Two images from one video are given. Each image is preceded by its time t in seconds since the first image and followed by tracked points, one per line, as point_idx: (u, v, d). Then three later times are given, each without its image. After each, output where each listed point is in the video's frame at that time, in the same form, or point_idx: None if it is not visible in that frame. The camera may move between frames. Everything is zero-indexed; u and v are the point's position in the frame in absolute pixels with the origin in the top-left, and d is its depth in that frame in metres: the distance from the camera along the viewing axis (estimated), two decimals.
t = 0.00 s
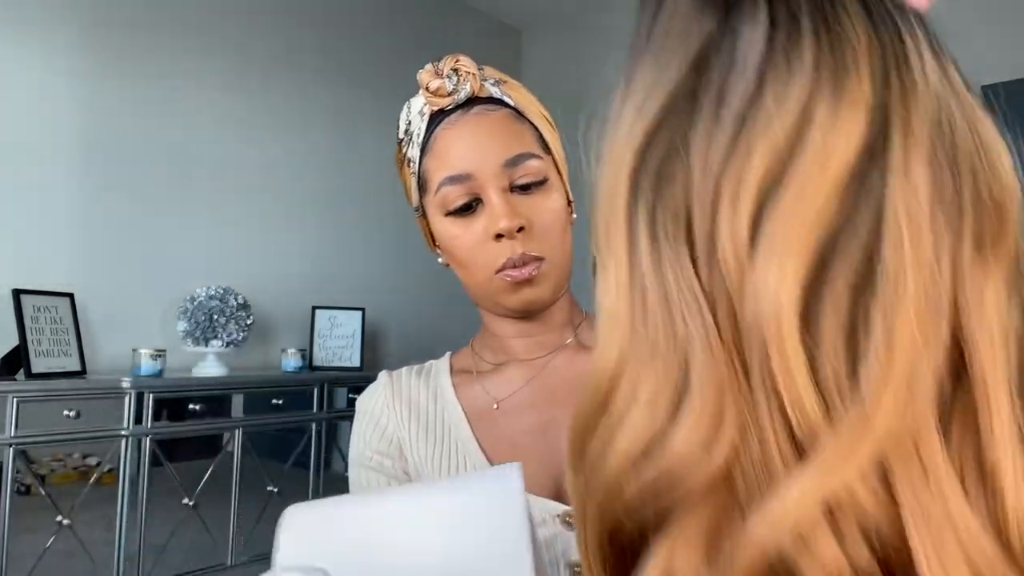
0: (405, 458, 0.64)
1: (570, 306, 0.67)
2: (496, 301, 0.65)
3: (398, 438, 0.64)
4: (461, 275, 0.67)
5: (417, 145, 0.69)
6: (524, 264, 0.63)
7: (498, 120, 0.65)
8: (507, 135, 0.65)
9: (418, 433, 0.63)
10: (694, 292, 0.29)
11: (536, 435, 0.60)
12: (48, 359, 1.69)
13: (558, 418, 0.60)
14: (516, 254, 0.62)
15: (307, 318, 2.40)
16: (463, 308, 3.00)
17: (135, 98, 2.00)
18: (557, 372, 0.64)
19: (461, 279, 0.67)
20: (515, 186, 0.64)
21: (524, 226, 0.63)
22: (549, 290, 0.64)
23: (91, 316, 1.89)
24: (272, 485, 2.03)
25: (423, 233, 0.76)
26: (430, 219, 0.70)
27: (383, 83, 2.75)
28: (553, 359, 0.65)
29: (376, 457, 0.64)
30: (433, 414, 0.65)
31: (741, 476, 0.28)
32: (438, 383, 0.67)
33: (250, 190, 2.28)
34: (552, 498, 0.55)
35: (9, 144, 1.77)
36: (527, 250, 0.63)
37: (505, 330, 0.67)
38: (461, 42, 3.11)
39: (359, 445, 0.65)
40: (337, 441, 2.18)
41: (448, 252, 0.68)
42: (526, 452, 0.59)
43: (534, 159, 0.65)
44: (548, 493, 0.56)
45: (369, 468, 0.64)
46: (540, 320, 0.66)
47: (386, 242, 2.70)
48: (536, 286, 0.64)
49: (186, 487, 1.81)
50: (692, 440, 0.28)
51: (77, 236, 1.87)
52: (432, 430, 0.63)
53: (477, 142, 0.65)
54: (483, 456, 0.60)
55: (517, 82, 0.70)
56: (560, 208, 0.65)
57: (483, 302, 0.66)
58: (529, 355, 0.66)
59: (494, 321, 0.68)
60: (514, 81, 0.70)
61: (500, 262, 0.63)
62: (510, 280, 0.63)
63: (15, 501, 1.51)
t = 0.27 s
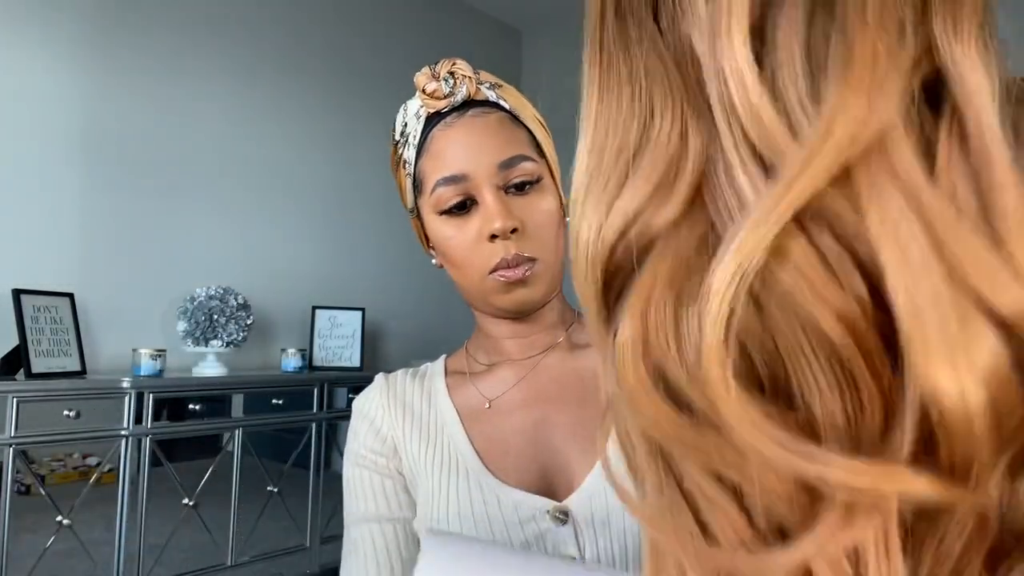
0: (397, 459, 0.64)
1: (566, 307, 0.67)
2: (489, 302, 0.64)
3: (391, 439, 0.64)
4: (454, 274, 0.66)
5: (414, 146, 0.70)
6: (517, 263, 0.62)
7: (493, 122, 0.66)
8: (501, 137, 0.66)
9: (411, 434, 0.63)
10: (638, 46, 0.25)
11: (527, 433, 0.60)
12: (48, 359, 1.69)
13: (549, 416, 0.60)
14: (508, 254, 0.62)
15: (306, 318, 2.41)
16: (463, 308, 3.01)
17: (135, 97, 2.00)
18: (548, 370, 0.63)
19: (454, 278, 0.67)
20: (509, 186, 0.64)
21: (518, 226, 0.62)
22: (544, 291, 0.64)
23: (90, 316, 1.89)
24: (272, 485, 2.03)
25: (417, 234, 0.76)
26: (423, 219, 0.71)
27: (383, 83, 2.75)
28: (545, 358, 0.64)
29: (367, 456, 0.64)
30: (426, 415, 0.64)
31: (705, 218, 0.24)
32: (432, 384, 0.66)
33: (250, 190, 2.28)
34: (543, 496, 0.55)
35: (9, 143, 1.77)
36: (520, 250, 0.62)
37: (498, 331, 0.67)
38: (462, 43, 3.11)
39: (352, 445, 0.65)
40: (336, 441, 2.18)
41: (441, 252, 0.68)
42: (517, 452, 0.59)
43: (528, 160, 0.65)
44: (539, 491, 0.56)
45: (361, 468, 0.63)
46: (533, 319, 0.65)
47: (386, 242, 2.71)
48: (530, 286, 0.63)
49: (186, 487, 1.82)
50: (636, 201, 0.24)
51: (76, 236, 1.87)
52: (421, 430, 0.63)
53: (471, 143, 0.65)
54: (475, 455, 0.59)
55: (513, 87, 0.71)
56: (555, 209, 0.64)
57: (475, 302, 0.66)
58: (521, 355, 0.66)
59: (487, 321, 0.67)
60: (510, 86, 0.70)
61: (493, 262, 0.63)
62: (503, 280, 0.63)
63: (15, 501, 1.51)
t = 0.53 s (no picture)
0: (390, 456, 0.64)
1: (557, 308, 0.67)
2: (482, 301, 0.64)
3: (386, 438, 0.64)
4: (447, 274, 0.66)
5: (407, 146, 0.70)
6: (510, 262, 0.62)
7: (486, 123, 0.66)
8: (495, 137, 0.66)
9: (406, 432, 0.63)
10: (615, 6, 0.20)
11: (518, 433, 0.60)
12: (48, 359, 1.69)
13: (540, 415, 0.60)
14: (501, 253, 0.62)
15: (307, 318, 2.41)
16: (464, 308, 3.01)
17: (134, 98, 2.00)
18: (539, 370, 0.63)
19: (447, 278, 0.67)
20: (503, 186, 0.64)
21: (511, 227, 0.62)
22: (536, 290, 0.63)
23: (90, 316, 1.89)
24: (272, 485, 2.03)
25: (408, 234, 0.76)
26: (416, 219, 0.71)
27: (383, 83, 2.75)
28: (534, 358, 0.64)
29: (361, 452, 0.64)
30: (421, 415, 0.65)
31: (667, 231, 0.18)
32: (426, 387, 0.67)
33: (250, 190, 2.28)
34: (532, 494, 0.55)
35: (9, 144, 1.77)
36: (514, 250, 0.62)
37: (490, 331, 0.66)
38: (463, 43, 3.10)
39: (347, 441, 0.65)
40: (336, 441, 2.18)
41: (434, 251, 0.67)
42: (508, 450, 0.59)
43: (522, 161, 0.65)
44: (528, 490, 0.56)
45: (354, 463, 0.63)
46: (524, 319, 0.65)
47: (386, 242, 2.71)
48: (521, 286, 0.63)
49: (186, 487, 1.82)
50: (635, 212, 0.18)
51: (75, 237, 1.87)
52: (415, 430, 0.63)
53: (466, 143, 0.66)
54: (466, 454, 0.60)
55: (507, 90, 0.71)
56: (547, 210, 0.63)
57: (468, 302, 0.66)
58: (513, 356, 0.66)
59: (478, 320, 0.67)
60: (504, 88, 0.71)
61: (487, 261, 0.62)
62: (495, 280, 0.63)
63: (15, 501, 1.52)
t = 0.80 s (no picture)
0: (383, 460, 0.63)
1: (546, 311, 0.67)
2: (473, 303, 0.64)
3: (378, 443, 0.64)
4: (438, 276, 0.66)
5: (400, 148, 0.70)
6: (502, 264, 0.61)
7: (481, 126, 0.67)
8: (489, 140, 0.66)
9: (399, 436, 0.63)
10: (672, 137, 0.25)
11: (510, 436, 0.60)
12: (48, 359, 1.69)
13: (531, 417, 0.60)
14: (495, 255, 0.61)
15: (306, 318, 2.41)
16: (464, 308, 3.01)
17: (135, 98, 2.00)
18: (528, 374, 0.64)
19: (438, 280, 0.66)
20: (497, 189, 0.64)
21: (505, 229, 0.61)
22: (526, 293, 0.63)
23: (90, 316, 1.89)
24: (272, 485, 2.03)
25: (399, 236, 0.76)
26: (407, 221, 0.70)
27: (382, 84, 2.75)
28: (523, 360, 0.65)
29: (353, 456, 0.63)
30: (414, 421, 0.65)
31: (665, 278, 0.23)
32: (418, 394, 0.67)
33: (250, 190, 2.28)
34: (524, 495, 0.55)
35: (9, 144, 1.77)
36: (508, 253, 0.61)
37: (480, 335, 0.67)
38: (462, 43, 3.10)
39: (340, 445, 0.64)
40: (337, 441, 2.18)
41: (425, 253, 0.67)
42: (500, 452, 0.59)
43: (515, 165, 0.66)
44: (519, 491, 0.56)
45: (346, 466, 0.63)
46: (514, 321, 0.65)
47: (386, 242, 2.71)
48: (514, 288, 0.63)
49: (186, 487, 1.82)
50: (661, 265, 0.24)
51: (75, 237, 1.87)
52: (408, 433, 0.63)
53: (460, 145, 0.66)
54: (458, 458, 0.60)
55: (500, 95, 0.72)
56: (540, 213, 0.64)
57: (458, 304, 0.65)
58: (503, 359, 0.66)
59: (469, 324, 0.67)
60: (497, 93, 0.72)
61: (480, 263, 0.62)
62: (487, 281, 0.62)
63: (16, 501, 1.52)
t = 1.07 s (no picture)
0: (377, 468, 0.63)
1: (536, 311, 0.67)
2: (467, 303, 0.64)
3: (371, 451, 0.64)
4: (432, 276, 0.66)
5: (392, 148, 0.70)
6: (496, 263, 0.62)
7: (474, 126, 0.67)
8: (481, 140, 0.66)
9: (390, 444, 0.63)
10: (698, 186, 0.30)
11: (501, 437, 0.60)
12: (48, 359, 1.69)
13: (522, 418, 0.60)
14: (490, 255, 0.61)
15: (307, 318, 2.41)
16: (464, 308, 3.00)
17: (135, 98, 2.00)
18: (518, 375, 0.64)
19: (432, 281, 0.66)
20: (490, 189, 0.64)
21: (499, 229, 0.62)
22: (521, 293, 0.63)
23: (90, 316, 1.89)
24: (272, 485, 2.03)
25: (388, 237, 0.76)
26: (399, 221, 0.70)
27: (382, 84, 2.75)
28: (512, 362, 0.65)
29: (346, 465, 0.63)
30: (406, 427, 0.65)
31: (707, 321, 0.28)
32: (408, 400, 0.67)
33: (250, 191, 2.28)
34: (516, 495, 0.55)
35: (10, 144, 1.77)
36: (503, 253, 0.62)
37: (471, 335, 0.67)
38: (463, 43, 3.10)
39: (333, 456, 0.64)
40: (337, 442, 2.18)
41: (418, 253, 0.67)
42: (493, 455, 0.59)
43: (508, 165, 0.66)
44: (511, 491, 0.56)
45: (339, 477, 0.63)
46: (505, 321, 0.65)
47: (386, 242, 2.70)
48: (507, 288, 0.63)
49: (186, 487, 1.82)
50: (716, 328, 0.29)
51: (75, 237, 1.87)
52: (400, 439, 0.63)
53: (454, 145, 0.66)
54: (450, 461, 0.60)
55: (490, 96, 0.72)
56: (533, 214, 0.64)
57: (451, 305, 0.65)
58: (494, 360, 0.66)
59: (461, 324, 0.67)
60: (488, 94, 0.72)
61: (474, 263, 0.62)
62: (481, 281, 0.62)
63: (15, 501, 1.52)
